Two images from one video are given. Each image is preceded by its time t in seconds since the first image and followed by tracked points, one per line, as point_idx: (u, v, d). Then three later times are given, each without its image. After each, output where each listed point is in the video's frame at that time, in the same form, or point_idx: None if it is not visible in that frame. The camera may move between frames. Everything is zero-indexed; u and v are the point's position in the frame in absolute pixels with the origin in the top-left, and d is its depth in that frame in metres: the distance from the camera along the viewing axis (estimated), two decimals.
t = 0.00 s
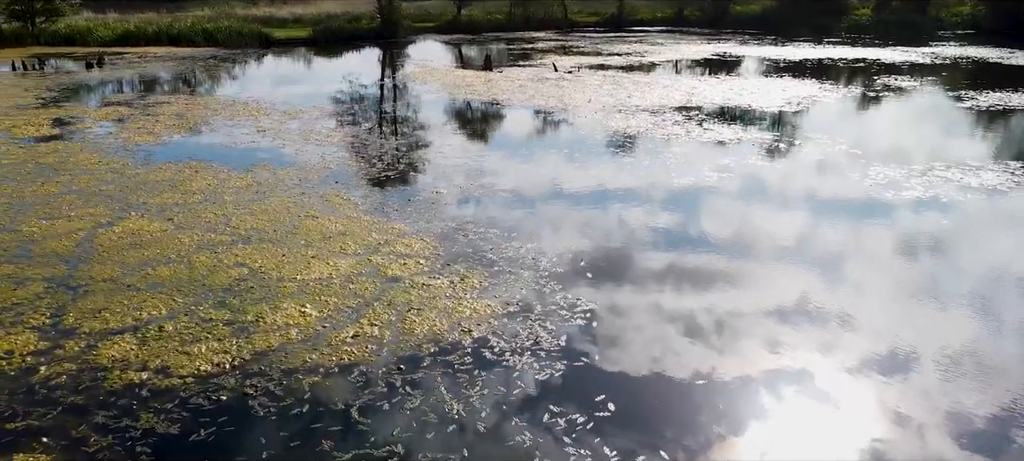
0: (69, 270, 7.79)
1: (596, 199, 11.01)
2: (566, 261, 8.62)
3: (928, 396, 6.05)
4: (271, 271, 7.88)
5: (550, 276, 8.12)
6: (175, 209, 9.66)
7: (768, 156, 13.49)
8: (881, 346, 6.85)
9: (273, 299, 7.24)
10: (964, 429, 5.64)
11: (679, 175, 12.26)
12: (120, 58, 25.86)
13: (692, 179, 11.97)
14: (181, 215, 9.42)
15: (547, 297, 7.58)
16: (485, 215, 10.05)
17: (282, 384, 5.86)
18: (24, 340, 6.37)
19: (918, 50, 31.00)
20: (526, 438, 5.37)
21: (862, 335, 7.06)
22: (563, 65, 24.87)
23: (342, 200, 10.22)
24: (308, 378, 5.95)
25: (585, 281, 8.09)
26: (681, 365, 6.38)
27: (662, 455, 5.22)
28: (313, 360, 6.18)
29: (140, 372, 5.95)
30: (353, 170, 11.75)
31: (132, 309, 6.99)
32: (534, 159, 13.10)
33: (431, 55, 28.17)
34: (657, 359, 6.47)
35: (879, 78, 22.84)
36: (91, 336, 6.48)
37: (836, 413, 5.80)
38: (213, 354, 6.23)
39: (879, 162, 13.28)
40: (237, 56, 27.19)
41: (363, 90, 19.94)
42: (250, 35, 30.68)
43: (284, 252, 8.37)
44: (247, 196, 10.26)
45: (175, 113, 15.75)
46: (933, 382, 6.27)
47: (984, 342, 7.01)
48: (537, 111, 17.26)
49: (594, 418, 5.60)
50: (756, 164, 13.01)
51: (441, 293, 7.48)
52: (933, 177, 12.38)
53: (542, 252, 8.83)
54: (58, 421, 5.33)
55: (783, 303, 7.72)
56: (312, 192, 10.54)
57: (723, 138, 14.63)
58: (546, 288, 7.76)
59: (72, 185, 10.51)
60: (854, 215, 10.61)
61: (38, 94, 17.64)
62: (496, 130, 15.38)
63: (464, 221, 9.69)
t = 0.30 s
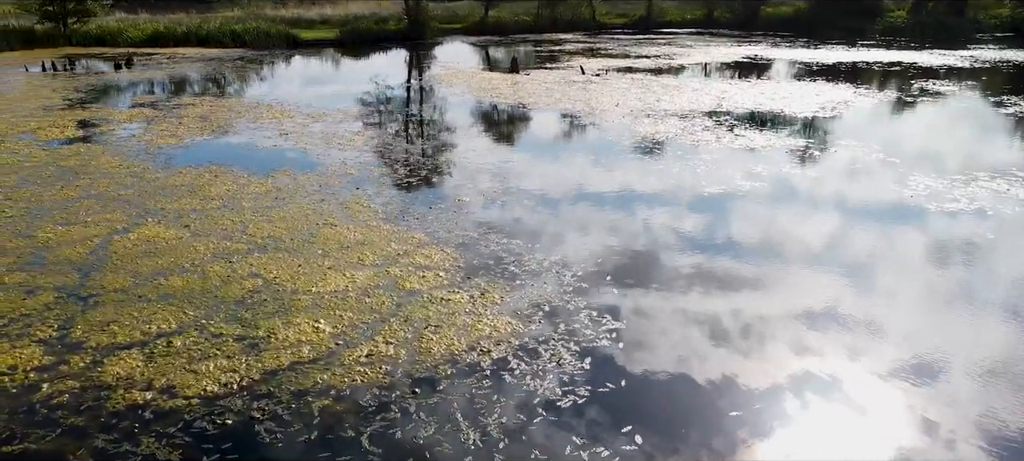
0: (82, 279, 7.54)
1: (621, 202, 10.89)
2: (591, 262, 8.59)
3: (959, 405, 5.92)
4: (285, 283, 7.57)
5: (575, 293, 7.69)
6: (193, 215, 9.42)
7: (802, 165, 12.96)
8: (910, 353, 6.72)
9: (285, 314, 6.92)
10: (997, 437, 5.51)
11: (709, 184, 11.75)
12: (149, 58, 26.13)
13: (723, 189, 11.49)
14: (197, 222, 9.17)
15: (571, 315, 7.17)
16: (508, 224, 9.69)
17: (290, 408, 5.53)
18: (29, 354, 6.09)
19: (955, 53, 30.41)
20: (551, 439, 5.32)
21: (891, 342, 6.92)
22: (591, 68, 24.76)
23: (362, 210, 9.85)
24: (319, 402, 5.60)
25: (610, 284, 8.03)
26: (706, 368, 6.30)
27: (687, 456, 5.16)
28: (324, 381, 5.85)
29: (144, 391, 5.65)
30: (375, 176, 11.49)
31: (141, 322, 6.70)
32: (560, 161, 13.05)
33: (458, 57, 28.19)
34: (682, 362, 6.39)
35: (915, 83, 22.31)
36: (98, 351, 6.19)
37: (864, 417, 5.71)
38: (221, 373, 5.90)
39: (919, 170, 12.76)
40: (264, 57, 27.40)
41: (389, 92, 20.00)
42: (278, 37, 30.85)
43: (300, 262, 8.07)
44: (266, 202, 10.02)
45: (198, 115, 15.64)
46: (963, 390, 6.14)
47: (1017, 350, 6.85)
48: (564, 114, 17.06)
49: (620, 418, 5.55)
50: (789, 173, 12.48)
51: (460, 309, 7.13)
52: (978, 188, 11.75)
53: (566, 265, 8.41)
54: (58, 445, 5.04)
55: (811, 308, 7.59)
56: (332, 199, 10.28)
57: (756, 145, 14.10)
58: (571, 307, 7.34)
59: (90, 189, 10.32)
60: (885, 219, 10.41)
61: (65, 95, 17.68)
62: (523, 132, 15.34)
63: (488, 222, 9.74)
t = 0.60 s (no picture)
0: (86, 289, 7.40)
1: (640, 204, 10.77)
2: (610, 263, 8.57)
3: (984, 411, 5.83)
4: (293, 296, 7.35)
5: (593, 310, 7.29)
6: (203, 222, 9.25)
7: (830, 173, 12.48)
8: (933, 358, 6.62)
9: (291, 329, 6.71)
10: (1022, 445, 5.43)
11: (733, 192, 11.35)
12: (171, 59, 26.33)
13: (748, 198, 11.08)
14: (207, 229, 9.02)
15: (589, 333, 6.79)
16: (526, 233, 9.38)
17: (290, 433, 5.30)
18: (26, 370, 5.94)
19: (986, 56, 29.91)
20: (569, 440, 5.30)
21: (914, 347, 6.81)
22: (612, 70, 24.64)
23: (375, 220, 9.51)
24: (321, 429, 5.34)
25: (629, 285, 7.98)
26: (725, 372, 6.25)
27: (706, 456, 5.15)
28: (329, 404, 5.61)
29: (140, 413, 5.47)
30: (390, 181, 11.24)
31: (143, 337, 6.53)
32: (581, 162, 13.00)
33: (478, 59, 28.19)
34: (701, 365, 6.34)
35: (945, 86, 21.87)
36: (97, 367, 6.03)
37: (885, 423, 5.65)
38: (220, 394, 5.69)
39: (949, 175, 12.44)
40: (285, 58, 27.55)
41: (409, 93, 20.03)
42: (299, 38, 30.96)
43: (310, 274, 7.86)
44: (278, 209, 9.84)
45: (215, 117, 15.55)
46: (988, 396, 6.04)
47: None
48: (584, 117, 16.88)
49: (638, 420, 5.52)
50: (817, 181, 12.02)
51: (473, 326, 6.84)
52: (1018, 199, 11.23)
53: (585, 278, 8.03)
54: None
55: (832, 311, 7.49)
56: (346, 205, 10.06)
57: (783, 152, 13.64)
58: (589, 325, 6.96)
59: (101, 194, 10.20)
60: (910, 223, 10.25)
61: (85, 97, 17.76)
62: (544, 134, 15.29)
63: (510, 222, 9.74)
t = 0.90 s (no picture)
0: (84, 301, 7.18)
1: (657, 206, 10.68)
2: (626, 263, 8.54)
3: (1005, 416, 5.73)
4: (297, 311, 7.09)
5: (609, 329, 6.90)
6: (211, 230, 9.05)
7: (858, 182, 11.98)
8: (953, 362, 6.52)
9: (294, 346, 6.46)
10: None
11: (756, 200, 10.93)
12: (188, 60, 26.50)
13: (773, 206, 10.62)
14: (214, 237, 8.81)
15: (605, 354, 6.43)
16: (542, 242, 9.03)
17: None
18: (17, 388, 5.72)
19: (1011, 59, 29.49)
20: (585, 439, 5.30)
21: (934, 350, 6.70)
22: (630, 72, 24.51)
23: (386, 230, 9.21)
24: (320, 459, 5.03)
25: (646, 286, 7.93)
26: (742, 374, 6.19)
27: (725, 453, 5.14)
28: (330, 430, 5.32)
29: (131, 438, 5.22)
30: (406, 183, 11.24)
31: (140, 353, 6.29)
32: (598, 163, 12.94)
33: (495, 60, 28.15)
34: (717, 367, 6.28)
35: (972, 91, 21.44)
36: (90, 386, 5.79)
37: (903, 426, 5.58)
38: (215, 418, 5.43)
39: (974, 179, 12.22)
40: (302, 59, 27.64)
41: (426, 95, 20.04)
42: (315, 40, 31.05)
43: (316, 286, 7.62)
44: (287, 216, 9.63)
45: (228, 120, 15.47)
46: (1008, 401, 5.95)
47: None
48: (602, 121, 16.63)
49: (654, 421, 5.49)
50: (844, 189, 11.55)
51: (483, 345, 6.53)
52: None
53: (602, 293, 7.66)
54: None
55: (850, 314, 7.40)
56: (356, 212, 9.83)
57: (808, 159, 13.18)
58: (605, 344, 6.59)
59: (108, 199, 10.06)
60: (931, 226, 10.09)
61: (100, 99, 17.85)
62: (561, 136, 15.21)
63: (526, 223, 9.72)
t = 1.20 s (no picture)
0: (81, 314, 6.89)
1: (675, 208, 10.58)
2: (642, 265, 8.47)
3: None
4: (300, 325, 6.77)
5: (625, 348, 6.53)
6: (217, 237, 8.77)
7: (886, 191, 11.53)
8: (975, 368, 6.41)
9: (296, 363, 6.13)
10: None
11: (775, 203, 10.79)
12: (206, 61, 26.62)
13: (796, 216, 10.22)
14: (220, 245, 8.55)
15: (622, 376, 6.06)
16: (557, 252, 8.72)
17: None
18: (5, 408, 5.43)
19: None
20: (601, 437, 5.28)
21: (954, 355, 6.59)
22: (649, 75, 24.36)
23: (396, 240, 8.87)
24: None
25: (663, 289, 7.86)
26: (760, 378, 6.11)
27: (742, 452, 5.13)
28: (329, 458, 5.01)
29: None
30: (423, 185, 11.21)
31: (137, 369, 6.00)
32: (615, 166, 12.84)
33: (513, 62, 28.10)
34: (735, 371, 6.21)
35: (997, 94, 21.10)
36: (81, 405, 5.51)
37: (921, 431, 5.52)
38: (208, 444, 5.11)
39: (1000, 184, 11.97)
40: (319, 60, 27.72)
41: (443, 96, 20.01)
42: (332, 40, 31.09)
43: (321, 298, 7.30)
44: (295, 223, 9.36)
45: (241, 122, 15.39)
46: None
47: None
48: (620, 124, 16.40)
49: (670, 424, 5.43)
50: (871, 198, 11.12)
51: (494, 364, 6.19)
52: None
53: (619, 310, 7.29)
54: None
55: (870, 318, 7.28)
56: (365, 219, 9.56)
57: (834, 166, 12.75)
58: (622, 365, 6.23)
59: (115, 204, 9.83)
60: (955, 231, 9.90)
61: (114, 100, 17.91)
62: (578, 139, 15.11)
63: (543, 224, 9.67)
